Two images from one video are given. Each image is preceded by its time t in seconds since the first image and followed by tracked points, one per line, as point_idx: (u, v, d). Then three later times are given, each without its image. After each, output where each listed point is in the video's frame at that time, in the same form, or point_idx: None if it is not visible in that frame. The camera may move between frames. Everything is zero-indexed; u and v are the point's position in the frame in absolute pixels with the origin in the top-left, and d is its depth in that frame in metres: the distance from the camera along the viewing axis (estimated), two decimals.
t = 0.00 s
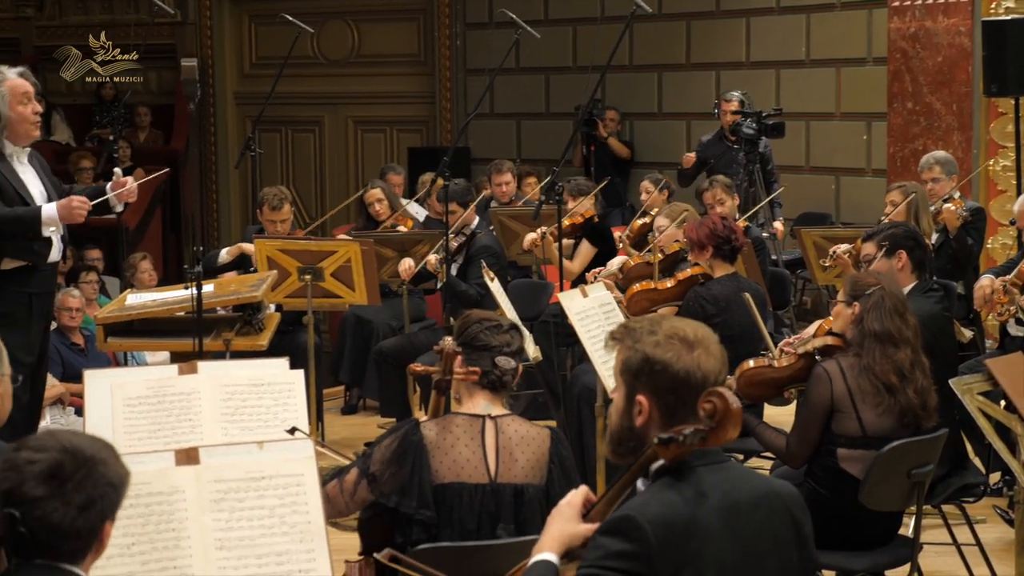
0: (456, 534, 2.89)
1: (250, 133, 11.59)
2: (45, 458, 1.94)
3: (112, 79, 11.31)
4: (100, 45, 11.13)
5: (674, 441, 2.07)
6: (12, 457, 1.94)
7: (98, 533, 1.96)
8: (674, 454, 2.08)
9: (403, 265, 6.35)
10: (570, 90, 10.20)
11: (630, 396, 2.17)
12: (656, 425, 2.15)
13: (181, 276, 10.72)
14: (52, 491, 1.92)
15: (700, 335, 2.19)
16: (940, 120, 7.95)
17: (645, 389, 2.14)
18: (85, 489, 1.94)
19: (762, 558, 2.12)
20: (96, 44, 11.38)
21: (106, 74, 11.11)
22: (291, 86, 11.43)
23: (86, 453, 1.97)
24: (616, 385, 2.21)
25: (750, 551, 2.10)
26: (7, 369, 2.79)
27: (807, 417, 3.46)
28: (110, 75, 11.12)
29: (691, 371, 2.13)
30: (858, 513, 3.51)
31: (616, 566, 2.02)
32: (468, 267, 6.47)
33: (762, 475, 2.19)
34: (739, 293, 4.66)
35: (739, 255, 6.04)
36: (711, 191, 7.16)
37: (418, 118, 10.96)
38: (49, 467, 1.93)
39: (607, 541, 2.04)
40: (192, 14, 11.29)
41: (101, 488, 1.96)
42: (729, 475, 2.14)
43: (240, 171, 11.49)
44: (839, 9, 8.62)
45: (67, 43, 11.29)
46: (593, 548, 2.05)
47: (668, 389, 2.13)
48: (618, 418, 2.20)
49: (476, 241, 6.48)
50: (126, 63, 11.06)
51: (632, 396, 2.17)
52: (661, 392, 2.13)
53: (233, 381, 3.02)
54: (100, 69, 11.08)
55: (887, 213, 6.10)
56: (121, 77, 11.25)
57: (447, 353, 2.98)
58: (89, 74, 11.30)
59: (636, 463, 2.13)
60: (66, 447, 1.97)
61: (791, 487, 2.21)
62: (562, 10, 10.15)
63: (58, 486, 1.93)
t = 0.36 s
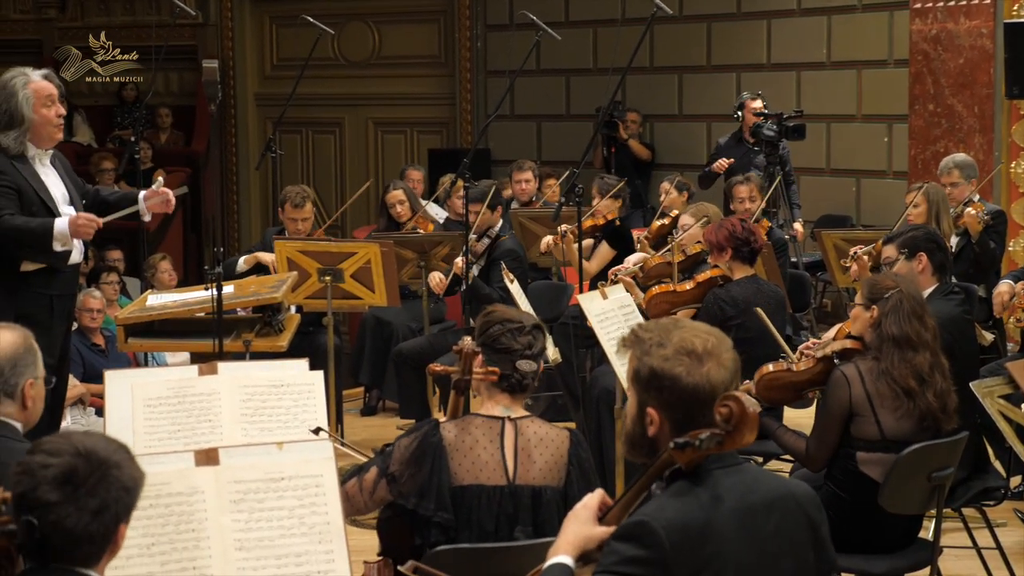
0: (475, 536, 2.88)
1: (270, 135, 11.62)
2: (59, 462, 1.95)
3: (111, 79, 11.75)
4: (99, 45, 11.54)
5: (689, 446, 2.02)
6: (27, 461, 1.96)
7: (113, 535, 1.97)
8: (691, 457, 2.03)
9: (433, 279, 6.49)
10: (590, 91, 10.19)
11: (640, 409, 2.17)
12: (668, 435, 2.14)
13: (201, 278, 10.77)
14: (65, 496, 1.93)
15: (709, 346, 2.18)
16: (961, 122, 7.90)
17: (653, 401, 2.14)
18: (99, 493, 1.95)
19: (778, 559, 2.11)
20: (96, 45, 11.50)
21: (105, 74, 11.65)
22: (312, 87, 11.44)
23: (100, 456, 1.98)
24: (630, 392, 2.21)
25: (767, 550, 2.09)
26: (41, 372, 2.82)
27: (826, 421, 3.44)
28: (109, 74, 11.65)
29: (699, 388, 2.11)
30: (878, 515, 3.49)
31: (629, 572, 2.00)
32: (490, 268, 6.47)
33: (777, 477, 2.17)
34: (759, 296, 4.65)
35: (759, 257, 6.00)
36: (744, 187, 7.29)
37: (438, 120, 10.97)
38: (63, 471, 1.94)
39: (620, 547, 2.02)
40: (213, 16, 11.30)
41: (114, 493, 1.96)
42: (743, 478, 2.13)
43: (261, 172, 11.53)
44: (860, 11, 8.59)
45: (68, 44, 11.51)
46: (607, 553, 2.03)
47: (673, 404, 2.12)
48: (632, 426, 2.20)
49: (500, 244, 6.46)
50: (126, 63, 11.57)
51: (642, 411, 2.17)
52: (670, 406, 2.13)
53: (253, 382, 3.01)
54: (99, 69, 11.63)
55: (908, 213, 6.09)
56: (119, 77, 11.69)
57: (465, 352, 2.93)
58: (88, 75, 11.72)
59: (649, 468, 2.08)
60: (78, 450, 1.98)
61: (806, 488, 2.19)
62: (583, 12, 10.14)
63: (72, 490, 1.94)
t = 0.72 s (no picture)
0: (487, 538, 2.88)
1: (285, 135, 11.63)
2: (49, 456, 1.94)
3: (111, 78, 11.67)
4: (99, 46, 11.40)
5: (697, 453, 2.00)
6: (17, 459, 1.95)
7: (111, 527, 1.96)
8: (699, 465, 2.01)
9: (446, 267, 6.35)
10: (605, 91, 10.18)
11: (653, 416, 2.13)
12: (682, 440, 2.12)
13: (215, 277, 10.79)
14: (59, 489, 1.92)
15: (714, 343, 2.18)
16: (977, 122, 7.88)
17: (672, 407, 2.11)
18: (93, 484, 1.95)
19: (784, 560, 2.11)
20: (96, 45, 11.43)
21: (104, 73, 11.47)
22: (327, 87, 11.44)
23: (90, 448, 1.98)
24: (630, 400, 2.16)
25: (773, 550, 2.09)
26: (66, 377, 2.88)
27: (841, 423, 3.42)
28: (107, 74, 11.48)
29: (714, 381, 2.12)
30: (892, 517, 3.47)
31: None
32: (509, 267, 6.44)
33: (779, 476, 2.15)
34: (773, 296, 4.63)
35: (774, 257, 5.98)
36: (770, 183, 7.30)
37: (452, 120, 10.97)
38: (55, 465, 1.94)
39: (629, 560, 1.98)
40: (229, 15, 11.34)
41: (109, 481, 1.96)
42: (747, 481, 2.11)
43: (275, 172, 11.54)
44: (875, 11, 8.55)
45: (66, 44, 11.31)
46: (617, 567, 1.98)
47: (696, 405, 2.11)
48: (638, 438, 2.14)
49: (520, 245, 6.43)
50: (125, 62, 11.44)
51: (655, 420, 2.12)
52: (688, 407, 2.10)
53: (267, 382, 3.02)
54: (98, 68, 11.39)
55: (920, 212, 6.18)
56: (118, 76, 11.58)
57: (481, 351, 2.98)
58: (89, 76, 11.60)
59: (658, 473, 2.05)
60: (69, 444, 1.98)
61: (813, 488, 2.18)
62: (598, 12, 10.13)
63: (66, 483, 1.93)
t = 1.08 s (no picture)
0: (496, 537, 2.89)
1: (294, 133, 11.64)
2: (8, 449, 2.05)
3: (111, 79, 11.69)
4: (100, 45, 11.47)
5: (698, 463, 1.98)
6: None
7: (79, 509, 2.06)
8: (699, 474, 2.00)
9: (460, 269, 6.30)
10: (614, 91, 10.17)
11: (652, 428, 2.11)
12: (682, 444, 2.11)
13: (224, 276, 10.82)
14: (22, 479, 2.02)
15: (689, 347, 2.18)
16: (987, 122, 7.88)
17: (674, 417, 2.10)
18: (55, 467, 2.05)
19: (786, 560, 2.08)
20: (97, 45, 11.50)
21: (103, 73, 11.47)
22: (337, 86, 11.44)
23: (43, 437, 2.09)
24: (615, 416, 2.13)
25: (777, 551, 2.06)
26: (65, 372, 2.93)
27: (850, 425, 3.41)
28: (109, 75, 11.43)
29: (686, 378, 2.11)
30: (901, 518, 3.46)
31: None
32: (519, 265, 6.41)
33: (775, 474, 2.14)
34: (781, 296, 4.63)
35: (782, 257, 5.98)
36: (787, 181, 7.28)
37: (461, 119, 10.97)
38: (14, 457, 2.04)
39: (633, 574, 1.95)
40: (237, 15, 11.36)
41: (69, 461, 2.07)
42: (744, 485, 2.09)
43: (284, 171, 11.54)
44: (885, 10, 8.53)
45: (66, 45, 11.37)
46: None
47: (691, 406, 2.10)
48: (633, 449, 2.12)
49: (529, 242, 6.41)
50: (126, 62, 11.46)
51: (657, 431, 2.10)
52: (685, 409, 2.10)
53: (276, 380, 3.02)
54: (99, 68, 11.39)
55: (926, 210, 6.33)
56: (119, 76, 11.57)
57: (492, 354, 3.01)
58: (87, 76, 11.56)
59: (656, 484, 2.03)
60: (25, 437, 2.08)
61: (807, 484, 2.17)
62: (606, 12, 10.13)
63: (26, 470, 2.03)
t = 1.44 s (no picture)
0: (501, 534, 2.88)
1: (304, 131, 11.65)
2: None
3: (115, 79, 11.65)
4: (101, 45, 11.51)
5: (702, 462, 2.01)
6: None
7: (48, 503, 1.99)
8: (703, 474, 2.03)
9: (468, 268, 6.42)
10: (624, 89, 10.16)
11: (656, 435, 2.11)
12: (688, 445, 2.11)
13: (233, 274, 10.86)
14: None
15: (699, 348, 2.17)
16: (997, 120, 7.85)
17: (678, 420, 2.10)
18: (18, 460, 1.98)
19: (797, 563, 2.07)
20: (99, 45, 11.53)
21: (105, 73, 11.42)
22: (347, 84, 11.45)
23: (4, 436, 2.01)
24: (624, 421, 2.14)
25: (783, 550, 2.05)
26: (52, 363, 2.85)
27: (856, 424, 3.41)
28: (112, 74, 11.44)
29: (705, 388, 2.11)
30: (911, 518, 3.46)
31: None
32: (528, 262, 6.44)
33: (779, 471, 2.12)
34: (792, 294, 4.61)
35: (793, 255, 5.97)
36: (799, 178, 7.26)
37: (471, 117, 10.97)
38: None
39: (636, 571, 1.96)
40: (248, 13, 11.37)
41: (33, 453, 2.00)
42: (750, 481, 2.08)
43: (294, 168, 11.55)
44: (896, 8, 8.50)
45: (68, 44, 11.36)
46: None
47: (695, 412, 2.10)
48: (634, 447, 2.14)
49: (536, 240, 6.45)
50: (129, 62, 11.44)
51: (659, 435, 2.11)
52: (688, 411, 2.10)
53: (286, 378, 3.02)
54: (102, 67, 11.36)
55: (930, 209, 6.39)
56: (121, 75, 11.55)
57: (501, 348, 3.03)
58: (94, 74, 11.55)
59: (661, 481, 2.06)
60: None
61: (815, 484, 2.16)
62: (616, 10, 10.11)
63: None
